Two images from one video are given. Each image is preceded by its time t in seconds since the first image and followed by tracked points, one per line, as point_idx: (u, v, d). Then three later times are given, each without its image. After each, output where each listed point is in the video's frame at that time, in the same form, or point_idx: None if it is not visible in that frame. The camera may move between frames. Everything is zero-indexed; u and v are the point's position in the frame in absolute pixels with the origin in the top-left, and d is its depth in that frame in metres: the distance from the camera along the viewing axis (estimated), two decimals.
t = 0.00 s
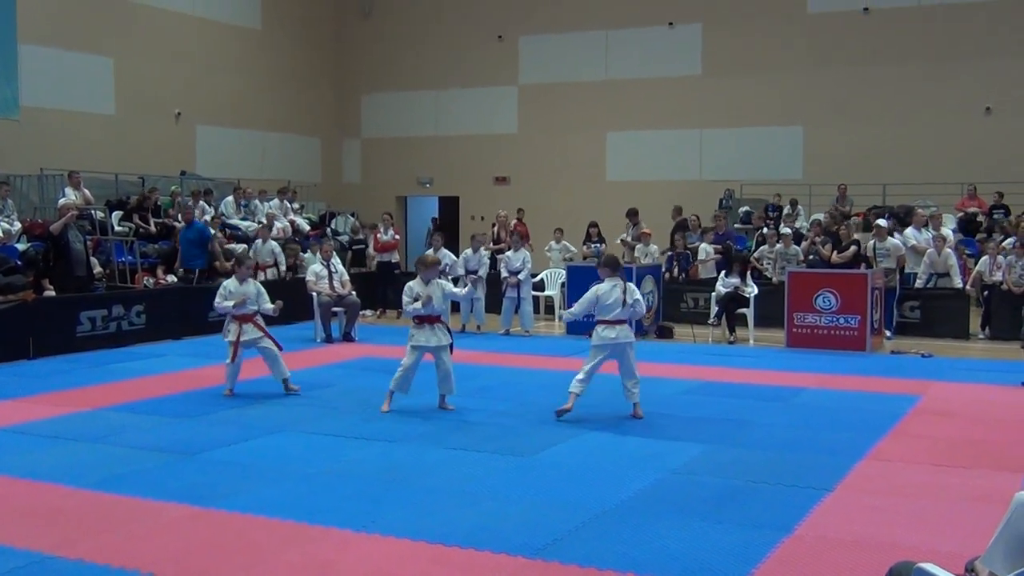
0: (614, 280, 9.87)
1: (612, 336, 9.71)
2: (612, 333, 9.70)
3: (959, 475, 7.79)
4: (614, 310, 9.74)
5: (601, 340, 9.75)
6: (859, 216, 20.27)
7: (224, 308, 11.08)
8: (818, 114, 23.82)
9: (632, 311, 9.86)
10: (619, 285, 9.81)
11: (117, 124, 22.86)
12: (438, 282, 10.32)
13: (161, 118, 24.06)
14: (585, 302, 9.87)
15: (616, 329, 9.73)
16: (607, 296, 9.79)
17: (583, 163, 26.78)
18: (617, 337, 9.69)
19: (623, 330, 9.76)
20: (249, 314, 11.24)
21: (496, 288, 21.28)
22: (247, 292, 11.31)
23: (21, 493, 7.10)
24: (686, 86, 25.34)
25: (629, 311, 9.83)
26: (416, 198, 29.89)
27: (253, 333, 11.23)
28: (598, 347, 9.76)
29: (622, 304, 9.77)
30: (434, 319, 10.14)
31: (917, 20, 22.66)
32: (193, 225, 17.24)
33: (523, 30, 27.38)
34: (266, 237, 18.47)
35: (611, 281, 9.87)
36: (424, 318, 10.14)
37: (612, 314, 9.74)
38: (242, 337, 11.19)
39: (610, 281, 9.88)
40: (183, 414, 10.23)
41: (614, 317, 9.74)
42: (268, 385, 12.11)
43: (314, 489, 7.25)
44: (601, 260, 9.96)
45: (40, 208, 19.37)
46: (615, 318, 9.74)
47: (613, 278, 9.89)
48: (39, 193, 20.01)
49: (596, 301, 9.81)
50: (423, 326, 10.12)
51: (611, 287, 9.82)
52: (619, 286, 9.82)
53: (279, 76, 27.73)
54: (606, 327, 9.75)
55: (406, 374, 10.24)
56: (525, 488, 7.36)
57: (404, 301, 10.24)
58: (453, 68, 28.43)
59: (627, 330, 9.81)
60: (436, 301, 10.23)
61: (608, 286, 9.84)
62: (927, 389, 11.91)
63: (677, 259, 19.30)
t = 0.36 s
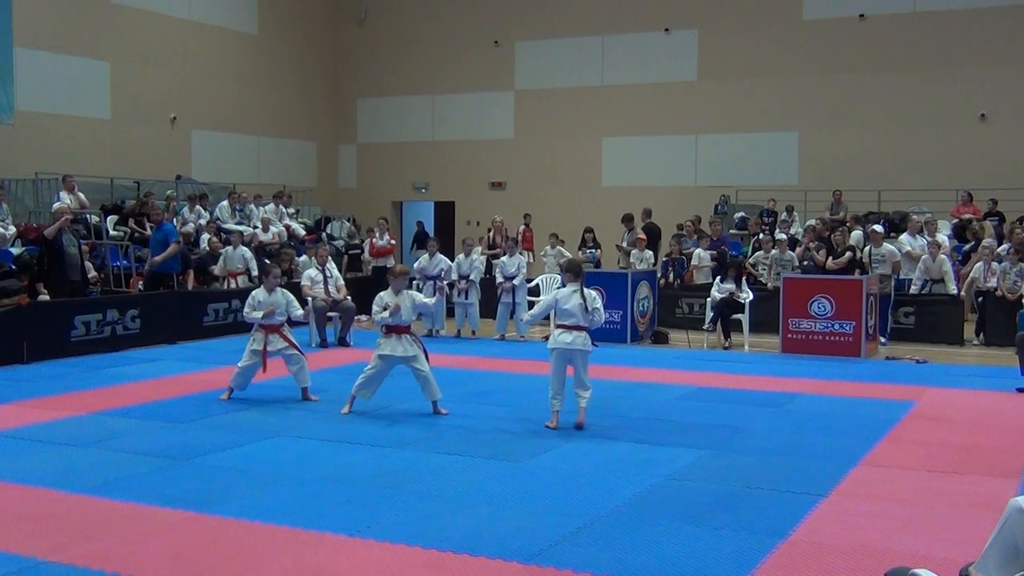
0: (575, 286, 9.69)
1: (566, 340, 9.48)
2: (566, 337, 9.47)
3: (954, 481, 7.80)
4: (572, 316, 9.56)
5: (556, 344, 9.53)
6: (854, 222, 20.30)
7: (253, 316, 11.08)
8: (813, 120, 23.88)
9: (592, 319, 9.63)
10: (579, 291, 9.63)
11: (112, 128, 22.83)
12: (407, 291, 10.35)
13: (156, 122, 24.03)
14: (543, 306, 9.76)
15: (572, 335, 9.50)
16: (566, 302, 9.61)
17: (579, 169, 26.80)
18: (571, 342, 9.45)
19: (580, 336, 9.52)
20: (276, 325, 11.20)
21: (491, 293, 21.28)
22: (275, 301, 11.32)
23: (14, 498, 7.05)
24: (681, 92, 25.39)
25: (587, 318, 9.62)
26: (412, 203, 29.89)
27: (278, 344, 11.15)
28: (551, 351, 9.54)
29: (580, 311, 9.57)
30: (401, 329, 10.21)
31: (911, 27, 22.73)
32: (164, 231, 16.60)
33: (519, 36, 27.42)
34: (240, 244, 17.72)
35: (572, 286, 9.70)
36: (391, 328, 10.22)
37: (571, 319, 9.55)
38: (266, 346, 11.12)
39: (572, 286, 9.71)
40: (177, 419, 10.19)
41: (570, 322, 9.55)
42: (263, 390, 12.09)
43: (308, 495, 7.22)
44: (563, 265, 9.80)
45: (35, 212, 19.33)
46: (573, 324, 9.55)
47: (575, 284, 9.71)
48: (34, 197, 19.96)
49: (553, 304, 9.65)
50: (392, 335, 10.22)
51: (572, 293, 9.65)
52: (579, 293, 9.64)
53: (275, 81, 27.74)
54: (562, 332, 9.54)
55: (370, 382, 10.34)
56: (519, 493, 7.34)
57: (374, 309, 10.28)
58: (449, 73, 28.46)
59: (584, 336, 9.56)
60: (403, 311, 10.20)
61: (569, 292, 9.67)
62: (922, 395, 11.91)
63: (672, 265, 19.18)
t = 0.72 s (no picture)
0: (556, 292, 9.67)
1: (540, 346, 9.45)
2: (540, 343, 9.44)
3: (952, 485, 7.80)
4: (548, 322, 9.51)
5: (531, 349, 9.51)
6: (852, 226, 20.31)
7: (244, 322, 11.03)
8: (811, 124, 23.92)
9: (571, 326, 9.64)
10: (558, 298, 9.60)
11: (110, 134, 22.83)
12: (383, 292, 10.39)
13: (154, 127, 24.03)
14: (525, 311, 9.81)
15: (546, 341, 9.43)
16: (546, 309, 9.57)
17: (577, 173, 26.82)
18: (545, 349, 9.41)
19: (554, 342, 9.45)
20: (268, 331, 11.18)
21: (489, 297, 21.29)
22: (267, 308, 11.24)
23: (12, 504, 7.03)
24: (679, 96, 25.43)
25: (565, 326, 9.58)
26: (409, 208, 29.90)
27: (271, 350, 11.15)
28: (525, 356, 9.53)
29: (558, 318, 9.53)
30: (377, 330, 10.23)
31: (908, 31, 22.78)
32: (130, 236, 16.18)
33: (517, 40, 27.43)
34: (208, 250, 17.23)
35: (553, 293, 9.69)
36: (367, 329, 10.23)
37: (547, 325, 9.51)
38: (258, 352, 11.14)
39: (552, 293, 9.69)
40: (175, 424, 10.19)
41: (547, 328, 9.50)
42: (260, 394, 12.10)
43: (306, 499, 7.21)
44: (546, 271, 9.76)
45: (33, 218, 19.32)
46: (549, 330, 9.48)
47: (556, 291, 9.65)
48: (33, 202, 19.95)
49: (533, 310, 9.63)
50: (365, 335, 10.22)
51: (553, 300, 9.62)
52: (559, 299, 9.63)
53: (273, 86, 27.75)
54: (537, 338, 9.51)
55: (353, 387, 10.36)
56: (518, 498, 7.33)
57: (348, 310, 10.32)
58: (447, 78, 28.48)
59: (560, 343, 9.50)
60: (379, 311, 10.24)
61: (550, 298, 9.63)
62: (920, 399, 11.91)
63: (671, 269, 19.12)
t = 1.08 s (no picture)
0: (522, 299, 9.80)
1: (511, 354, 9.65)
2: (511, 351, 9.64)
3: (954, 489, 7.79)
4: (517, 330, 9.67)
5: (502, 357, 9.71)
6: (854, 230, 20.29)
7: (232, 326, 11.02)
8: (812, 127, 23.93)
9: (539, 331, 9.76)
10: (525, 305, 9.70)
11: (112, 138, 22.86)
12: (387, 295, 10.42)
13: (156, 131, 24.06)
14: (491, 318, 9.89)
15: (517, 349, 9.64)
16: (514, 316, 9.69)
17: (579, 176, 26.82)
18: (516, 357, 9.62)
19: (525, 350, 9.67)
20: (256, 337, 11.20)
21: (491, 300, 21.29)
22: (255, 314, 11.28)
23: (14, 508, 7.03)
24: (680, 100, 25.44)
25: (535, 331, 9.75)
26: (412, 211, 29.92)
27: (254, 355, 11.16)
28: (497, 364, 9.73)
29: (527, 325, 9.69)
30: (382, 333, 10.22)
31: (910, 34, 22.78)
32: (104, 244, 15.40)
33: (519, 44, 27.45)
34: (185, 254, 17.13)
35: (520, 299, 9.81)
36: (372, 332, 10.22)
37: (517, 333, 9.67)
38: (244, 358, 11.11)
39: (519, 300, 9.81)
40: (177, 427, 10.19)
41: (517, 336, 9.65)
42: (260, 399, 12.09)
43: (308, 503, 7.21)
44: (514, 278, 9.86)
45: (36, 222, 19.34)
46: (519, 338, 9.65)
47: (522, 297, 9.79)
48: (35, 207, 19.97)
49: (501, 319, 9.77)
50: (373, 339, 10.23)
51: (520, 306, 9.75)
52: (526, 306, 9.71)
53: (275, 90, 27.78)
54: (507, 346, 9.69)
55: (358, 390, 10.36)
56: (521, 502, 7.31)
57: (353, 314, 10.30)
58: (449, 82, 28.51)
59: (531, 350, 9.72)
60: (383, 315, 10.26)
61: (517, 306, 9.74)
62: (922, 402, 11.89)
63: (673, 272, 19.18)
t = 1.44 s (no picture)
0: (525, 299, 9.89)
1: (518, 355, 9.65)
2: (519, 351, 9.64)
3: (962, 491, 7.76)
4: (522, 330, 9.69)
5: (509, 358, 9.69)
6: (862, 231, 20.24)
7: (240, 329, 11.05)
8: (819, 129, 23.88)
9: (542, 330, 9.89)
10: (528, 304, 9.76)
11: (119, 141, 22.93)
12: (393, 298, 10.43)
13: (163, 134, 24.13)
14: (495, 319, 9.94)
15: (523, 349, 9.64)
16: (518, 315, 9.72)
17: (585, 179, 26.81)
18: (524, 356, 9.63)
19: (531, 349, 9.70)
20: (263, 339, 11.24)
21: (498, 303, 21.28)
22: (262, 316, 11.33)
23: (22, 511, 7.03)
24: (687, 102, 25.42)
25: (538, 330, 9.82)
26: (418, 213, 29.94)
27: (264, 357, 11.18)
28: (503, 365, 9.69)
29: (530, 325, 9.75)
30: (387, 336, 10.22)
31: (917, 35, 22.72)
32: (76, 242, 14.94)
33: (526, 46, 27.46)
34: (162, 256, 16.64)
35: (522, 299, 9.88)
36: (378, 335, 10.22)
37: (522, 333, 9.68)
38: (253, 361, 11.16)
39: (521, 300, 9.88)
40: (185, 429, 10.21)
41: (524, 336, 9.66)
42: (268, 401, 12.12)
43: (315, 505, 7.20)
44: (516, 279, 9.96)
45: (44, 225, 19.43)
46: (524, 338, 9.65)
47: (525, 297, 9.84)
48: (43, 209, 20.04)
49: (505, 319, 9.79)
50: (376, 343, 10.23)
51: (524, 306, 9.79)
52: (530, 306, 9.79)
53: (282, 93, 27.84)
54: (513, 346, 9.68)
55: (364, 393, 10.37)
56: (527, 504, 7.30)
57: (359, 317, 10.33)
58: (455, 84, 28.54)
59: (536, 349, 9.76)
60: (389, 317, 10.25)
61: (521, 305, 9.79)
62: (929, 404, 11.85)
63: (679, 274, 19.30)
